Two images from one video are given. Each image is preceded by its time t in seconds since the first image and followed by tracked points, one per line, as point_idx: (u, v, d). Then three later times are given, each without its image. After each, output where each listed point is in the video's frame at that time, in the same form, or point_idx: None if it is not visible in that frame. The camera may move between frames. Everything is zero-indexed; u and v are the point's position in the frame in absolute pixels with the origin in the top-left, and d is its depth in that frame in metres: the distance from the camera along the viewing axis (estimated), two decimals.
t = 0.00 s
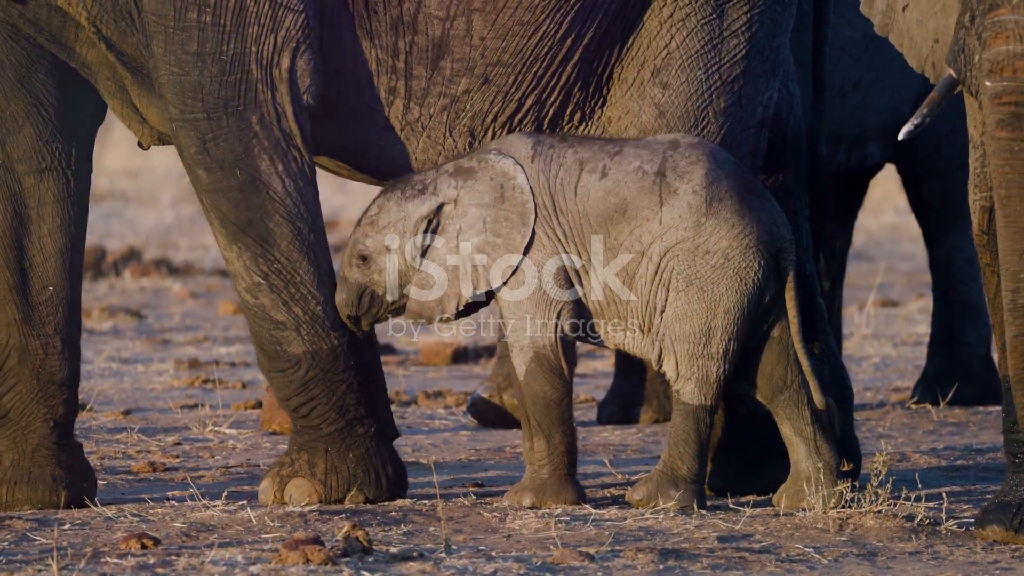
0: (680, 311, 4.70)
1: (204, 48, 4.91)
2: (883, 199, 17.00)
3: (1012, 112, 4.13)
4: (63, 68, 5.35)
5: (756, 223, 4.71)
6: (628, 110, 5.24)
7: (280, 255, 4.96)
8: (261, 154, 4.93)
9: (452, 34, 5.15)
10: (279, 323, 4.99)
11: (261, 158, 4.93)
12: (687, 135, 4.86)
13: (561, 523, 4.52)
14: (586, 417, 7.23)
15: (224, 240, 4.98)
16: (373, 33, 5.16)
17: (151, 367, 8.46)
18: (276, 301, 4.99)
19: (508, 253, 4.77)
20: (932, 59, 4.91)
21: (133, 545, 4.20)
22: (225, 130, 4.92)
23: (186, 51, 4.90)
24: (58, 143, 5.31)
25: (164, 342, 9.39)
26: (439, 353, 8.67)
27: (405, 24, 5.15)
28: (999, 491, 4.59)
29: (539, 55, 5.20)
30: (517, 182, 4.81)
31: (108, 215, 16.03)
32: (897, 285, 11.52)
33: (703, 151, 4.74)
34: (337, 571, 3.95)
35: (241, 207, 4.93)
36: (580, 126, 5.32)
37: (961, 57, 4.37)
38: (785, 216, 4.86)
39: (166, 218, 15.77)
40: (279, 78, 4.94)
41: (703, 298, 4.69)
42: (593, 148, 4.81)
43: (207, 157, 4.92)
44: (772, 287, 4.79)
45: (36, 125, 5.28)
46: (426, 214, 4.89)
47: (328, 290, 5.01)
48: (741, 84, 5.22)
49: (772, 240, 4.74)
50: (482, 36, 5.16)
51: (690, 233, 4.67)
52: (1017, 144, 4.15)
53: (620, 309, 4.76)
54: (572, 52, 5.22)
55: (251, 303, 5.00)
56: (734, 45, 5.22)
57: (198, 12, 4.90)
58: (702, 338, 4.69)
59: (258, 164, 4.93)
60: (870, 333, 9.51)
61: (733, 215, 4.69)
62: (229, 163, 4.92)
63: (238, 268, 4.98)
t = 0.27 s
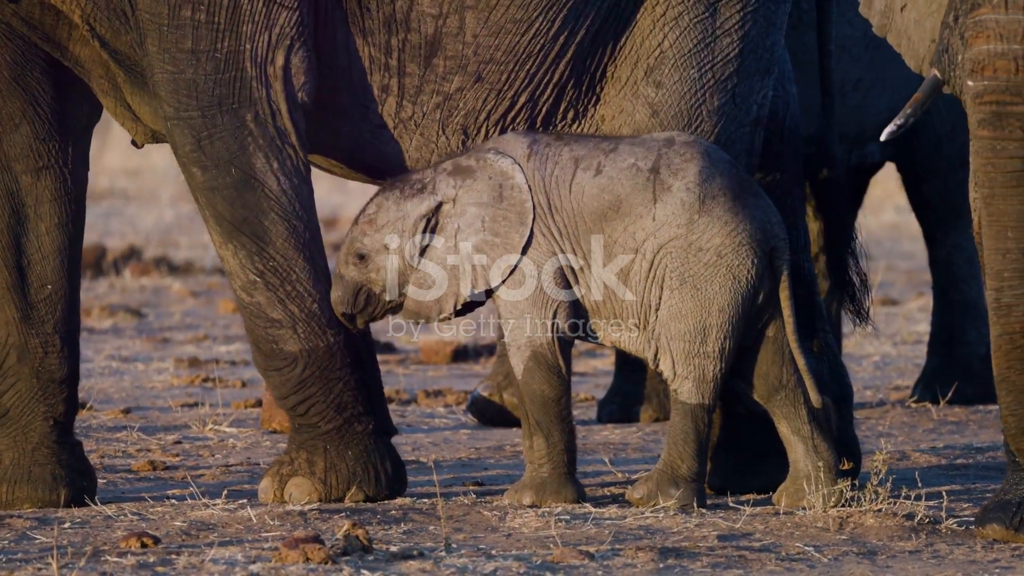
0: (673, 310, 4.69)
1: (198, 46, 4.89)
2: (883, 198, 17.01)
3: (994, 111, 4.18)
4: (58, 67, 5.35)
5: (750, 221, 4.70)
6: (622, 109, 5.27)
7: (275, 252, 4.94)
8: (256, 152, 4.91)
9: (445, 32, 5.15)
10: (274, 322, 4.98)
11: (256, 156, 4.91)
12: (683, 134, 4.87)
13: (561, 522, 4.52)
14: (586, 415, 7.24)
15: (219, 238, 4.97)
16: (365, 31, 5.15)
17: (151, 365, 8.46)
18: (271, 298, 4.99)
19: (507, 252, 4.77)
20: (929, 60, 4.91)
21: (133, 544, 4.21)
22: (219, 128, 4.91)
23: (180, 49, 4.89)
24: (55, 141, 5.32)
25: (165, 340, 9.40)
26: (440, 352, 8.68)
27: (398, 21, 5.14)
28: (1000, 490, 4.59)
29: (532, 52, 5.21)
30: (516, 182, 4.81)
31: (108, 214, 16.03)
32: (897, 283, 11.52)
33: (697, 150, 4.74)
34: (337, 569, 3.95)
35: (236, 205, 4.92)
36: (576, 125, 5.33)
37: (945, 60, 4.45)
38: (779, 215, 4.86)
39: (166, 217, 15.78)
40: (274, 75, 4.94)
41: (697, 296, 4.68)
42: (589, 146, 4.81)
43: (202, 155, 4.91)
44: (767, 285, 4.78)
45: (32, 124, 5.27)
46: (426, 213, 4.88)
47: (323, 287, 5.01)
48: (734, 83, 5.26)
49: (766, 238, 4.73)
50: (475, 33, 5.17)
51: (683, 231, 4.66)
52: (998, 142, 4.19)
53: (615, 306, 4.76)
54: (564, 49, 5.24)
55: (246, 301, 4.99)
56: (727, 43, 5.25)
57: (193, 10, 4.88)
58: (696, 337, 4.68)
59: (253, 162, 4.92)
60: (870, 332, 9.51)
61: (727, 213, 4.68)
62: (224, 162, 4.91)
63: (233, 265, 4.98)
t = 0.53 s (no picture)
0: (668, 309, 4.69)
1: (191, 45, 4.90)
2: (881, 198, 17.01)
3: (970, 112, 4.29)
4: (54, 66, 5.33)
5: (743, 219, 4.69)
6: (615, 110, 5.18)
7: (270, 250, 4.96)
8: (250, 150, 4.94)
9: (436, 31, 5.10)
10: (269, 321, 4.99)
11: (250, 155, 4.93)
12: (678, 132, 4.84)
13: (560, 521, 4.52)
14: (585, 415, 7.24)
15: (213, 237, 4.99)
16: (357, 29, 5.13)
17: (149, 365, 8.46)
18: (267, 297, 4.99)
19: (507, 252, 4.77)
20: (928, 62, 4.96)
21: (131, 543, 4.20)
22: (213, 128, 4.92)
23: (174, 48, 4.90)
24: (51, 141, 5.30)
25: (163, 339, 9.39)
26: (439, 351, 8.68)
27: (390, 21, 5.11)
28: (998, 489, 4.59)
29: (524, 52, 5.13)
30: (515, 182, 4.80)
31: (107, 213, 16.03)
32: (895, 283, 11.52)
33: (690, 148, 4.72)
34: (336, 569, 3.95)
35: (231, 204, 4.94)
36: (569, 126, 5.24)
37: (925, 59, 4.53)
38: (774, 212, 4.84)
39: (164, 216, 15.77)
40: (267, 74, 4.94)
41: (691, 296, 4.67)
42: (583, 145, 4.80)
43: (196, 154, 4.92)
44: (761, 284, 4.76)
45: (27, 123, 5.25)
46: (425, 213, 4.88)
47: (316, 284, 5.02)
48: (728, 83, 5.18)
49: (760, 236, 4.71)
50: (467, 32, 5.10)
51: (675, 230, 4.65)
52: (974, 142, 4.31)
53: (611, 305, 4.76)
54: (556, 49, 5.15)
55: (242, 300, 5.00)
56: (720, 43, 5.18)
57: (186, 9, 4.89)
58: (691, 336, 4.69)
59: (248, 160, 4.94)
60: (868, 331, 9.51)
61: (719, 211, 4.66)
62: (219, 161, 4.93)
63: (228, 264, 4.99)
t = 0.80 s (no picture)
0: (662, 310, 4.70)
1: (186, 45, 4.88)
2: (880, 198, 17.02)
3: (942, 114, 4.14)
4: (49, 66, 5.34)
5: (738, 220, 4.70)
6: (610, 112, 5.17)
7: (266, 251, 4.95)
8: (245, 151, 4.93)
9: (430, 31, 5.10)
10: (265, 321, 4.98)
11: (246, 155, 4.93)
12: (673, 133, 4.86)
13: (558, 521, 4.52)
14: (583, 415, 7.24)
15: (210, 237, 4.98)
16: (350, 30, 5.12)
17: (148, 365, 8.45)
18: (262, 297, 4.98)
19: (503, 252, 4.78)
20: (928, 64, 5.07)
21: (130, 544, 4.20)
22: (209, 128, 4.91)
23: (169, 49, 4.88)
24: (47, 141, 5.31)
25: (162, 340, 9.39)
26: (437, 351, 8.67)
27: (383, 21, 5.10)
28: (997, 489, 4.59)
29: (518, 52, 5.13)
30: (511, 181, 4.80)
31: (106, 213, 16.02)
32: (894, 284, 11.53)
33: (687, 149, 4.73)
34: (335, 569, 3.95)
35: (227, 205, 4.93)
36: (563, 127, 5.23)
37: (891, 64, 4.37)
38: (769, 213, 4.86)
39: (163, 216, 15.78)
40: (262, 74, 4.94)
41: (687, 296, 4.68)
42: (580, 146, 4.81)
43: (191, 155, 4.92)
44: (755, 284, 4.77)
45: (24, 123, 5.27)
46: (421, 211, 4.88)
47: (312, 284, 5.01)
48: (722, 84, 5.18)
49: (755, 237, 4.73)
50: (460, 33, 5.10)
51: (672, 231, 4.66)
52: (948, 145, 4.15)
53: (607, 305, 4.76)
54: (550, 50, 5.15)
55: (238, 301, 4.99)
56: (714, 44, 5.18)
57: (181, 9, 4.87)
58: (686, 336, 4.69)
59: (243, 160, 4.93)
60: (867, 331, 9.52)
61: (715, 212, 4.67)
62: (215, 163, 4.92)
63: (224, 265, 4.98)
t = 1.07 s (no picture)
0: (659, 310, 4.69)
1: (183, 46, 4.90)
2: (881, 198, 17.03)
3: (911, 115, 4.12)
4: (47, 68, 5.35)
5: (734, 219, 4.69)
6: (606, 112, 5.17)
7: (263, 252, 4.96)
8: (242, 151, 4.93)
9: (425, 31, 5.11)
10: (263, 322, 4.98)
11: (243, 155, 4.93)
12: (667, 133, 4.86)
13: (559, 522, 4.52)
14: (584, 416, 7.24)
15: (207, 238, 4.99)
16: (345, 30, 5.14)
17: (148, 366, 8.46)
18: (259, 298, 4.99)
19: (495, 247, 4.78)
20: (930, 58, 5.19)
21: (130, 544, 4.20)
22: (205, 128, 4.92)
23: (165, 49, 4.90)
24: (46, 142, 5.32)
25: (163, 340, 9.40)
26: (438, 352, 8.68)
27: (379, 21, 5.12)
28: (997, 490, 4.59)
29: (513, 52, 5.13)
30: (501, 176, 4.82)
31: (106, 214, 16.02)
32: (895, 284, 11.53)
33: (681, 149, 4.73)
34: (335, 570, 3.95)
35: (224, 205, 4.94)
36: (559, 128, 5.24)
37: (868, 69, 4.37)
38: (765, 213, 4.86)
39: (164, 217, 15.78)
40: (258, 75, 4.95)
41: (683, 296, 4.68)
42: (574, 148, 4.81)
43: (189, 155, 4.93)
44: (751, 284, 4.76)
45: (22, 124, 5.27)
46: (412, 213, 4.89)
47: (310, 284, 5.01)
48: (719, 86, 5.18)
49: (751, 236, 4.73)
50: (455, 33, 5.11)
51: (667, 230, 4.65)
52: (917, 146, 4.13)
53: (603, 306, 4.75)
54: (546, 50, 5.16)
55: (235, 301, 4.99)
56: (710, 45, 5.17)
57: (177, 10, 4.89)
58: (683, 335, 4.69)
59: (240, 161, 4.93)
60: (868, 332, 9.52)
61: (710, 211, 4.67)
62: (212, 163, 4.93)
63: (222, 265, 4.99)
